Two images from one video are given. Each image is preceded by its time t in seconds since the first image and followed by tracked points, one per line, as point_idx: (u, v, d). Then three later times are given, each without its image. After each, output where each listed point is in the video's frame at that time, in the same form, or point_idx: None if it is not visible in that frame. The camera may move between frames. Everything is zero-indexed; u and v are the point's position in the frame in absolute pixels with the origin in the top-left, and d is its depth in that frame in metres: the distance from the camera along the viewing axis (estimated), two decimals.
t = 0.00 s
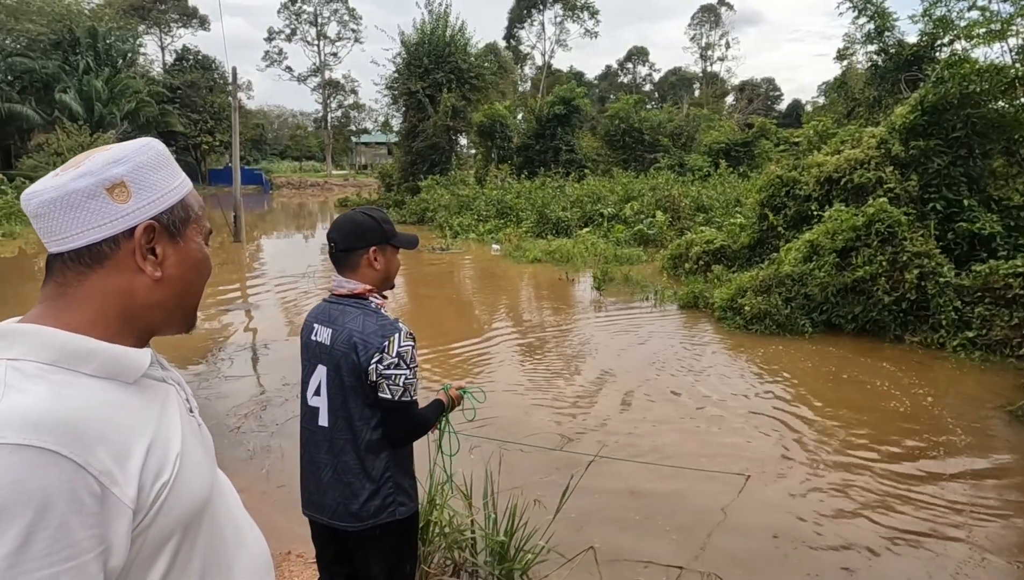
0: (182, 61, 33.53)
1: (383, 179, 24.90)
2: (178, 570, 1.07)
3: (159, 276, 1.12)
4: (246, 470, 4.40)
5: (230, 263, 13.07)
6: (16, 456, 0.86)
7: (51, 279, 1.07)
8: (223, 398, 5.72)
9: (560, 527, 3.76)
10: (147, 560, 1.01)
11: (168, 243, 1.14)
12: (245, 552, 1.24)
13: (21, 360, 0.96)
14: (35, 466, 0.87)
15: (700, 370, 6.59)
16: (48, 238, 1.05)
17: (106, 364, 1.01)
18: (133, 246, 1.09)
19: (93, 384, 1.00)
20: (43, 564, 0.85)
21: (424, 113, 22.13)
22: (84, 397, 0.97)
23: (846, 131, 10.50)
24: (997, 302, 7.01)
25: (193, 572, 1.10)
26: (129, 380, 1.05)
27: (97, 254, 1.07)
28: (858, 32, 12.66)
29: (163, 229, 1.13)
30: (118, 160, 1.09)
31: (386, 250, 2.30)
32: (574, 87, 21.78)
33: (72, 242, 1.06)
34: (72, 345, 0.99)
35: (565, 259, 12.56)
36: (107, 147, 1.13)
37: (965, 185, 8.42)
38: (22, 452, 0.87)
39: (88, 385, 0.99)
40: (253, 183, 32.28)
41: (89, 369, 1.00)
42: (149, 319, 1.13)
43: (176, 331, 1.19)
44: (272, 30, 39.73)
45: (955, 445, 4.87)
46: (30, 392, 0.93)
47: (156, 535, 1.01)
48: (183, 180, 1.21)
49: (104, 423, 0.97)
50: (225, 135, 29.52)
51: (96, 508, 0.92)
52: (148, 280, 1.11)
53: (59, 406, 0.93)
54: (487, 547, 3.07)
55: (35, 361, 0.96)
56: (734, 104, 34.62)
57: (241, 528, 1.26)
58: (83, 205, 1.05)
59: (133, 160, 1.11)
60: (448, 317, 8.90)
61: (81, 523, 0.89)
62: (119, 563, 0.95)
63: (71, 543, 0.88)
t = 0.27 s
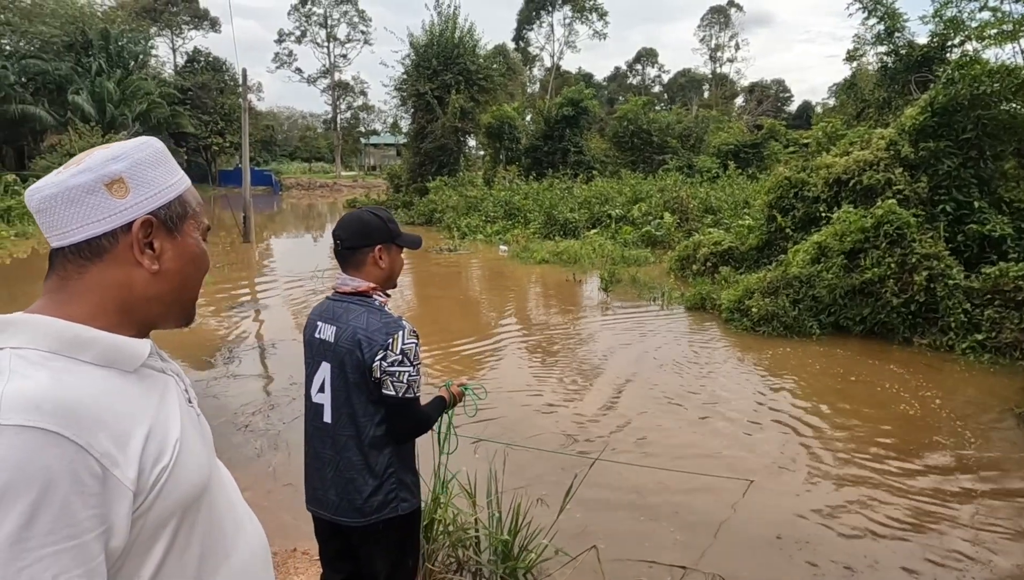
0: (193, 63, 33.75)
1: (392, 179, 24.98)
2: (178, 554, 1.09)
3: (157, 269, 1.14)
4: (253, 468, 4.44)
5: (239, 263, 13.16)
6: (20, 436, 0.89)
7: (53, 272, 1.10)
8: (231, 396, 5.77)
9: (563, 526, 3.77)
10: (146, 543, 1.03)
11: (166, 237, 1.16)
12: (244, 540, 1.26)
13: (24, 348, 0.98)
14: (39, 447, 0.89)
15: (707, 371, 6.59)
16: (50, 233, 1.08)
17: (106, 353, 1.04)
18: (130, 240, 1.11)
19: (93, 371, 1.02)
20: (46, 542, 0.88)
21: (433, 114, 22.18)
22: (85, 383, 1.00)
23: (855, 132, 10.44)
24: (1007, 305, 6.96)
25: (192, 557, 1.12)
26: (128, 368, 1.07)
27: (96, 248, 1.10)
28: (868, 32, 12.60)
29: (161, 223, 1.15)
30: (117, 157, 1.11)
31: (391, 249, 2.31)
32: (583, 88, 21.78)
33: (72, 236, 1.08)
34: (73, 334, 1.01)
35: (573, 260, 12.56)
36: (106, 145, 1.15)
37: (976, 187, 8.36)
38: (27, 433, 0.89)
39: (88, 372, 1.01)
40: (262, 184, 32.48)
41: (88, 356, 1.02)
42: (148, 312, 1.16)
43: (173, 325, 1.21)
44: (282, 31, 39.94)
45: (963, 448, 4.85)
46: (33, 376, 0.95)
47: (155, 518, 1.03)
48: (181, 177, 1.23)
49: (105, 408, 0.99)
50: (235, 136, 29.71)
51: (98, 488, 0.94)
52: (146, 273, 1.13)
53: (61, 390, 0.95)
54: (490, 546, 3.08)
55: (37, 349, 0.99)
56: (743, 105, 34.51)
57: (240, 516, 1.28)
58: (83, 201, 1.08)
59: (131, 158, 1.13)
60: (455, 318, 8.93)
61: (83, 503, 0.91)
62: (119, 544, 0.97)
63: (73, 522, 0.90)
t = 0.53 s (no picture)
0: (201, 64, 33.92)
1: (399, 180, 25.02)
2: (180, 545, 1.11)
3: (162, 268, 1.16)
4: (259, 466, 4.47)
5: (246, 263, 13.22)
6: (31, 425, 0.91)
7: (62, 271, 1.12)
8: (238, 395, 5.80)
9: (567, 526, 3.78)
10: (150, 533, 1.05)
11: (171, 237, 1.18)
12: (245, 534, 1.28)
13: (35, 342, 1.01)
14: (49, 435, 0.91)
15: (712, 372, 6.58)
16: (58, 233, 1.10)
17: (115, 348, 1.06)
18: (137, 239, 1.14)
19: (102, 365, 1.04)
20: (55, 527, 0.89)
21: (440, 115, 22.20)
22: (94, 376, 1.02)
23: (863, 133, 10.39)
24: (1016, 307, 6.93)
25: (195, 547, 1.14)
26: (135, 363, 1.09)
27: (104, 247, 1.12)
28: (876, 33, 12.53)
29: (166, 223, 1.17)
30: (123, 158, 1.13)
31: (395, 249, 2.34)
32: (590, 89, 21.76)
33: (80, 236, 1.10)
34: (84, 330, 1.04)
35: (579, 261, 12.54)
36: (114, 149, 1.18)
37: (985, 188, 8.31)
38: (38, 422, 0.91)
39: (97, 366, 1.04)
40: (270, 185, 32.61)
41: (98, 352, 1.05)
42: (154, 309, 1.18)
43: (178, 323, 1.23)
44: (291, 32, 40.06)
45: (970, 451, 4.83)
46: (44, 368, 0.97)
47: (160, 508, 1.05)
48: (188, 180, 1.25)
49: (113, 400, 1.01)
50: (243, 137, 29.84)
51: (105, 477, 0.96)
52: (152, 272, 1.16)
53: (72, 383, 0.98)
54: (494, 545, 3.09)
55: (48, 343, 1.01)
56: (751, 105, 34.38)
57: (241, 510, 1.29)
58: (90, 201, 1.10)
59: (138, 160, 1.16)
60: (461, 318, 8.95)
61: (91, 491, 0.93)
62: (125, 533, 0.99)
63: (81, 510, 0.92)
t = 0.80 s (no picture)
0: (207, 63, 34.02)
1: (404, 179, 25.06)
2: (185, 540, 1.12)
3: (169, 268, 1.18)
4: (264, 464, 4.50)
5: (252, 262, 13.27)
6: (40, 420, 0.92)
7: (71, 270, 1.13)
8: (243, 394, 5.83)
9: (570, 526, 3.79)
10: (156, 528, 1.06)
11: (177, 237, 1.19)
12: (249, 531, 1.29)
13: (47, 340, 1.03)
14: (59, 430, 0.93)
15: (717, 373, 6.58)
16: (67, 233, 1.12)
17: (123, 347, 1.08)
18: (143, 240, 1.15)
19: (111, 363, 1.06)
20: (64, 520, 0.91)
21: (445, 114, 22.22)
22: (103, 373, 1.03)
23: (868, 133, 10.35)
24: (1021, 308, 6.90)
25: (200, 542, 1.15)
26: (142, 362, 1.11)
27: (112, 247, 1.13)
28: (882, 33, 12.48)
29: (172, 224, 1.18)
30: (132, 160, 1.15)
31: (398, 249, 2.35)
32: (595, 88, 21.75)
33: (88, 237, 1.12)
34: (93, 328, 1.05)
35: (583, 260, 12.54)
36: (122, 150, 1.19)
37: (991, 189, 8.28)
38: (47, 417, 0.93)
39: (106, 364, 1.05)
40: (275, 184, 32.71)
41: (107, 350, 1.06)
42: (161, 309, 1.19)
43: (185, 322, 1.24)
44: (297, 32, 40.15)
45: (975, 453, 4.82)
46: (53, 365, 0.99)
47: (165, 503, 1.06)
48: (195, 182, 1.26)
49: (120, 397, 1.02)
50: (249, 136, 29.94)
51: (113, 472, 0.97)
52: (159, 272, 1.17)
53: (81, 379, 0.99)
54: (497, 544, 3.11)
55: (59, 341, 1.03)
56: (757, 105, 34.30)
57: (246, 507, 1.31)
58: (98, 202, 1.12)
59: (145, 161, 1.17)
60: (466, 318, 8.97)
61: (99, 485, 0.94)
62: (131, 527, 1.00)
63: (89, 503, 0.93)
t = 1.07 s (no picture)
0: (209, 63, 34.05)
1: (405, 179, 25.06)
2: (189, 536, 1.13)
3: (173, 269, 1.18)
4: (265, 464, 4.50)
5: (253, 262, 13.28)
6: (47, 416, 0.92)
7: (78, 270, 1.14)
8: (244, 393, 5.84)
9: (570, 526, 3.80)
10: (160, 524, 1.07)
11: (182, 237, 1.20)
12: (252, 528, 1.30)
13: (55, 338, 1.03)
14: (65, 426, 0.93)
15: (717, 373, 6.58)
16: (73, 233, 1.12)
17: (128, 345, 1.08)
18: (149, 240, 1.15)
19: (117, 361, 1.07)
20: (71, 516, 0.91)
21: (446, 114, 22.22)
22: (111, 371, 1.04)
23: (870, 134, 10.32)
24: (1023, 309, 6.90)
25: (203, 539, 1.15)
26: (148, 360, 1.11)
27: (118, 247, 1.14)
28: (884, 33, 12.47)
29: (177, 224, 1.19)
30: (137, 161, 1.16)
31: (387, 250, 2.36)
32: (597, 89, 21.75)
33: (93, 238, 1.12)
34: (98, 326, 1.06)
35: (585, 261, 12.54)
36: (127, 152, 1.20)
37: (993, 190, 8.27)
38: (54, 414, 0.93)
39: (113, 362, 1.06)
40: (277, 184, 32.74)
41: (113, 348, 1.07)
42: (166, 307, 1.19)
43: (190, 321, 1.25)
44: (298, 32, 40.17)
45: (975, 453, 4.83)
46: (60, 362, 1.00)
47: (170, 500, 1.07)
48: (200, 182, 1.27)
49: (125, 394, 1.03)
50: (251, 136, 29.95)
51: (119, 468, 0.98)
52: (164, 272, 1.17)
53: (87, 376, 0.99)
54: (498, 544, 3.11)
55: (65, 339, 1.04)
56: (759, 106, 34.27)
57: (250, 504, 1.31)
58: (104, 202, 1.12)
59: (151, 162, 1.18)
60: (467, 318, 8.97)
61: (104, 481, 0.95)
62: (136, 523, 1.01)
63: (95, 499, 0.94)
